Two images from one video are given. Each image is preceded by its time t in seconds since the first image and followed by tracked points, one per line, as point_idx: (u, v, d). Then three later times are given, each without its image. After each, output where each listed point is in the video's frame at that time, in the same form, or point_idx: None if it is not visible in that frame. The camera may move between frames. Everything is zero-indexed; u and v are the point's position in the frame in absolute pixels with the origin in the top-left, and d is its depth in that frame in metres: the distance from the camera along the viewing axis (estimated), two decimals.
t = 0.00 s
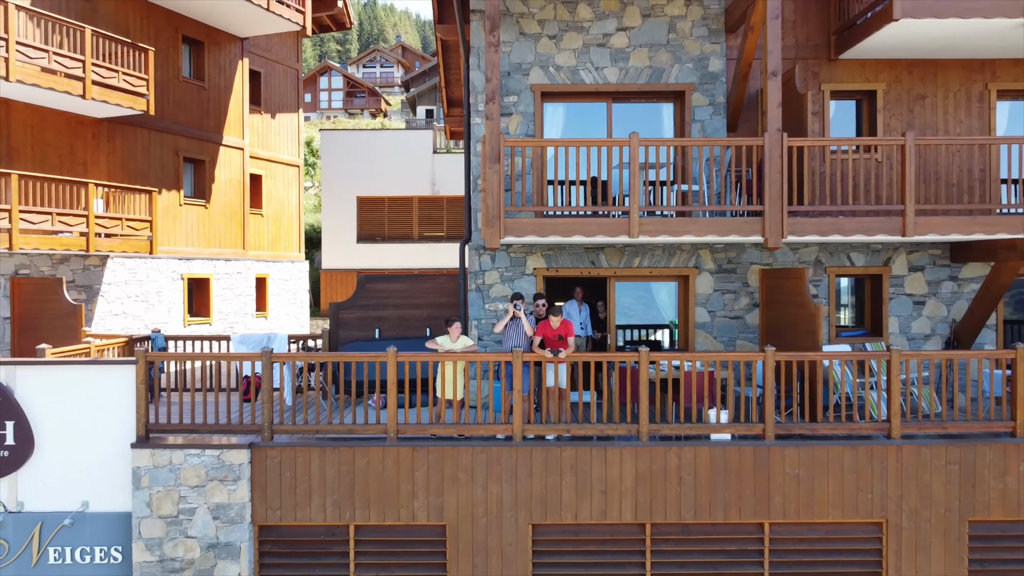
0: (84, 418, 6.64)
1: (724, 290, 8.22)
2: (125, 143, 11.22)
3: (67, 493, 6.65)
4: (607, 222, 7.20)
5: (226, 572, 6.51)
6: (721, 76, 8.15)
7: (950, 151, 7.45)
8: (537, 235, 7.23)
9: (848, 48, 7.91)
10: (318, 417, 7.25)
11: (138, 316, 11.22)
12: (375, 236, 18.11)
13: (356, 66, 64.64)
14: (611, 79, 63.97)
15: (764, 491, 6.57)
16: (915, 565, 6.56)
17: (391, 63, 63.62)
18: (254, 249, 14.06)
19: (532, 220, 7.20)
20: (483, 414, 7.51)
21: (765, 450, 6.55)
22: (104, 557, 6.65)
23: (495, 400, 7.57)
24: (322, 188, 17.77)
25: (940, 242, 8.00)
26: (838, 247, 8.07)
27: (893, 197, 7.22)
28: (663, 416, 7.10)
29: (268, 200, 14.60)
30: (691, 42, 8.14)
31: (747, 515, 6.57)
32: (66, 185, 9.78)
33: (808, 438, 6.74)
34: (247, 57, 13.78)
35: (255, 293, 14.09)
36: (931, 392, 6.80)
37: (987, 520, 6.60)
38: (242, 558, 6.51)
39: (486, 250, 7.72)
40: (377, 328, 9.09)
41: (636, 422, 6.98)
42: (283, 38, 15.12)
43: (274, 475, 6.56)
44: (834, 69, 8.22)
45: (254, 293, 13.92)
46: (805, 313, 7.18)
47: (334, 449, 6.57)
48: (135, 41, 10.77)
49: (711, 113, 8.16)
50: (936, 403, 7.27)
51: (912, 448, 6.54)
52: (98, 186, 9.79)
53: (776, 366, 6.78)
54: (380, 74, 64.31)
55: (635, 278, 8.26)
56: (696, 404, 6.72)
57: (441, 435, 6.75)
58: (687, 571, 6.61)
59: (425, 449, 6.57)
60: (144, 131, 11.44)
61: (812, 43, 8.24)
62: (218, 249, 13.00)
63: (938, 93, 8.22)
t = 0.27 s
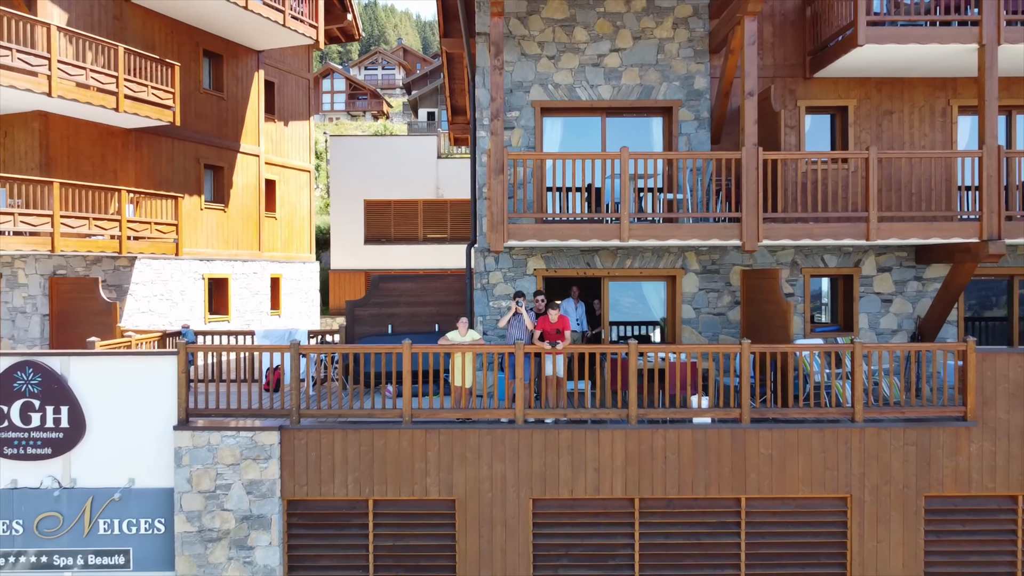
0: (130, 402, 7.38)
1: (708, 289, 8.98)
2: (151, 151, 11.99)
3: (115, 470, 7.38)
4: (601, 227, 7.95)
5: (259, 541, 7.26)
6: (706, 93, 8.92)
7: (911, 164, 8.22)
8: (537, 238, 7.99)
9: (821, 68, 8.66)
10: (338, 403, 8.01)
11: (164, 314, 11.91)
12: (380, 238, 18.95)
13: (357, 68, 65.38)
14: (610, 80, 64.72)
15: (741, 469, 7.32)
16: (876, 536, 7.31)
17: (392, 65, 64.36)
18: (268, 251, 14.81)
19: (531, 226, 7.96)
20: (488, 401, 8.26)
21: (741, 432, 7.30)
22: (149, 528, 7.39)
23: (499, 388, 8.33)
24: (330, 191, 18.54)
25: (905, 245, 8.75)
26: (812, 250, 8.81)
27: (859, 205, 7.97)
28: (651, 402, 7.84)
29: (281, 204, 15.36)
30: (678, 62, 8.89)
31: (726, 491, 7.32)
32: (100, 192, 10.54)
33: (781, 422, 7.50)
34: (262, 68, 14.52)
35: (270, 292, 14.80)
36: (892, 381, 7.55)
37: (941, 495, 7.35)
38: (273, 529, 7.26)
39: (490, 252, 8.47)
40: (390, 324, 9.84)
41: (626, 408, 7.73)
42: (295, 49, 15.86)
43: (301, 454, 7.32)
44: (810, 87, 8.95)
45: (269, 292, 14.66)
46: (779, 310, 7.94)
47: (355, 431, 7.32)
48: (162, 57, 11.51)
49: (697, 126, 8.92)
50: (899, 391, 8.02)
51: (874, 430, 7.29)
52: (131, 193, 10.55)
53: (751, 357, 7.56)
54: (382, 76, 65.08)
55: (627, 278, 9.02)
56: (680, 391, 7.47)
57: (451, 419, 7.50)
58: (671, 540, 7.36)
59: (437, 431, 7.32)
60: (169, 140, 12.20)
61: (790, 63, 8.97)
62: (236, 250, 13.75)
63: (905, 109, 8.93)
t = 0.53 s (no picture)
0: (171, 390, 8.20)
1: (694, 288, 9.81)
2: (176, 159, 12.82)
3: (157, 450, 8.21)
4: (595, 231, 8.78)
5: (287, 513, 8.08)
6: (692, 108, 9.74)
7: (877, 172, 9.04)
8: (537, 241, 8.81)
9: (796, 86, 9.48)
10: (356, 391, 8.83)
11: (188, 311, 12.67)
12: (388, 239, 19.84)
13: (359, 70, 66.21)
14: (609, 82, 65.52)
15: (721, 449, 8.13)
16: (842, 509, 8.13)
17: (393, 68, 65.18)
18: (282, 252, 15.62)
19: (532, 231, 8.77)
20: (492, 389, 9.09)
21: (721, 415, 8.11)
22: (188, 502, 8.20)
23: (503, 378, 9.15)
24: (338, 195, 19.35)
25: (874, 247, 9.56)
26: (788, 251, 9.62)
27: (829, 211, 8.80)
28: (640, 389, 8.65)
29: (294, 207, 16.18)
30: (666, 79, 9.72)
31: (707, 469, 8.13)
32: (132, 197, 11.36)
33: (757, 406, 8.32)
34: (277, 79, 15.34)
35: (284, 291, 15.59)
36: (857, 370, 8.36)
37: (900, 473, 8.17)
38: (299, 502, 8.08)
39: (494, 254, 9.30)
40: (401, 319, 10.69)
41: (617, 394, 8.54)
42: (307, 60, 16.69)
43: (325, 435, 8.13)
44: (787, 103, 9.74)
45: (283, 291, 15.47)
46: (756, 306, 8.75)
47: (373, 415, 8.13)
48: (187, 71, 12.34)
49: (683, 138, 9.74)
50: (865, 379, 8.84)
51: (840, 414, 8.10)
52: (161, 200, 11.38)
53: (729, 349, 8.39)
54: (383, 78, 65.92)
55: (620, 277, 9.85)
56: (666, 379, 8.28)
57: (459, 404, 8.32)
58: (657, 513, 8.19)
59: (446, 415, 8.13)
60: (192, 149, 13.03)
61: (769, 80, 9.75)
62: (253, 251, 14.55)
63: (875, 122, 9.75)
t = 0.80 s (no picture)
0: (207, 378, 9.09)
1: (681, 286, 10.69)
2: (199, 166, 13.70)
3: (195, 433, 9.09)
4: (590, 235, 9.65)
5: (312, 490, 8.95)
6: (679, 122, 10.62)
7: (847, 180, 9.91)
8: (537, 244, 9.69)
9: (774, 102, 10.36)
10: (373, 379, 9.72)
11: (212, 308, 13.50)
12: (395, 240, 20.71)
13: (361, 72, 67.20)
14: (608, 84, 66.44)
15: (703, 432, 8.99)
16: (813, 486, 9.00)
17: (395, 70, 66.10)
18: (296, 253, 16.49)
19: (532, 235, 9.65)
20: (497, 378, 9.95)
21: (702, 401, 8.97)
22: (222, 480, 9.08)
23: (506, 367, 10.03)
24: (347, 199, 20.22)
25: (846, 250, 10.43)
26: (768, 254, 10.48)
27: (802, 216, 9.68)
28: (631, 378, 9.52)
29: (307, 211, 17.05)
30: (655, 95, 10.60)
31: (690, 450, 9.00)
32: (160, 203, 12.22)
33: (736, 394, 9.18)
34: (291, 89, 16.22)
35: (298, 289, 16.45)
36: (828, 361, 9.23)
37: (865, 453, 9.04)
38: (323, 479, 8.97)
39: (498, 255, 10.18)
40: (412, 315, 11.59)
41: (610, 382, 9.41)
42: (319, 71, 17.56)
43: (345, 419, 9.01)
44: (766, 118, 10.59)
45: (297, 290, 16.35)
46: (737, 303, 9.63)
47: (389, 400, 9.00)
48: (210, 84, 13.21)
49: (671, 149, 10.62)
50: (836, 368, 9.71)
51: (810, 400, 8.97)
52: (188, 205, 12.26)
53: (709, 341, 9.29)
54: (384, 80, 66.89)
55: (613, 277, 10.75)
56: (653, 368, 9.15)
57: (466, 391, 9.19)
58: (646, 489, 9.07)
59: (455, 401, 9.00)
60: (214, 156, 13.90)
61: (750, 97, 10.60)
62: (269, 252, 15.43)
63: (847, 134, 10.61)
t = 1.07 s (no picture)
0: (238, 369, 10.03)
1: (670, 286, 11.63)
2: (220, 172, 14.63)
3: (227, 419, 10.03)
4: (586, 239, 10.59)
5: (333, 470, 9.89)
6: (668, 135, 11.55)
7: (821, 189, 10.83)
8: (538, 247, 10.63)
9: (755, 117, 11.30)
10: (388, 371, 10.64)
11: (234, 307, 14.41)
12: (402, 242, 21.50)
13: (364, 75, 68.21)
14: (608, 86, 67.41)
15: (688, 418, 9.91)
16: (788, 467, 9.93)
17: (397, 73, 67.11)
18: (309, 254, 17.42)
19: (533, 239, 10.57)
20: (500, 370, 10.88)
21: (688, 390, 9.89)
22: (252, 461, 10.03)
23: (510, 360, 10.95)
24: (355, 203, 21.14)
25: (822, 253, 11.35)
26: (749, 256, 11.39)
27: (780, 223, 10.61)
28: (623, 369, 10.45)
29: (319, 214, 17.98)
30: (647, 110, 11.52)
31: (676, 434, 9.93)
32: (187, 208, 13.15)
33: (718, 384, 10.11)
34: (305, 100, 17.15)
35: (311, 289, 17.39)
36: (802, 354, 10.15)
37: (836, 438, 9.97)
38: (344, 461, 9.90)
39: (502, 257, 11.10)
40: (422, 313, 12.54)
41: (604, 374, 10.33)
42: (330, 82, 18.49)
43: (364, 406, 9.93)
44: (748, 131, 11.50)
45: (311, 289, 17.28)
46: (719, 301, 10.56)
47: (403, 390, 9.93)
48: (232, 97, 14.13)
49: (661, 160, 11.55)
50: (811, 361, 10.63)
51: (785, 389, 9.90)
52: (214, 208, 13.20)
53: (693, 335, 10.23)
54: (387, 83, 67.90)
55: (608, 278, 11.68)
56: (643, 360, 10.07)
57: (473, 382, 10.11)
58: (637, 470, 10.00)
59: (463, 390, 9.93)
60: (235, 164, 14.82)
61: (734, 112, 11.50)
62: (285, 254, 16.36)
63: (823, 146, 11.52)
